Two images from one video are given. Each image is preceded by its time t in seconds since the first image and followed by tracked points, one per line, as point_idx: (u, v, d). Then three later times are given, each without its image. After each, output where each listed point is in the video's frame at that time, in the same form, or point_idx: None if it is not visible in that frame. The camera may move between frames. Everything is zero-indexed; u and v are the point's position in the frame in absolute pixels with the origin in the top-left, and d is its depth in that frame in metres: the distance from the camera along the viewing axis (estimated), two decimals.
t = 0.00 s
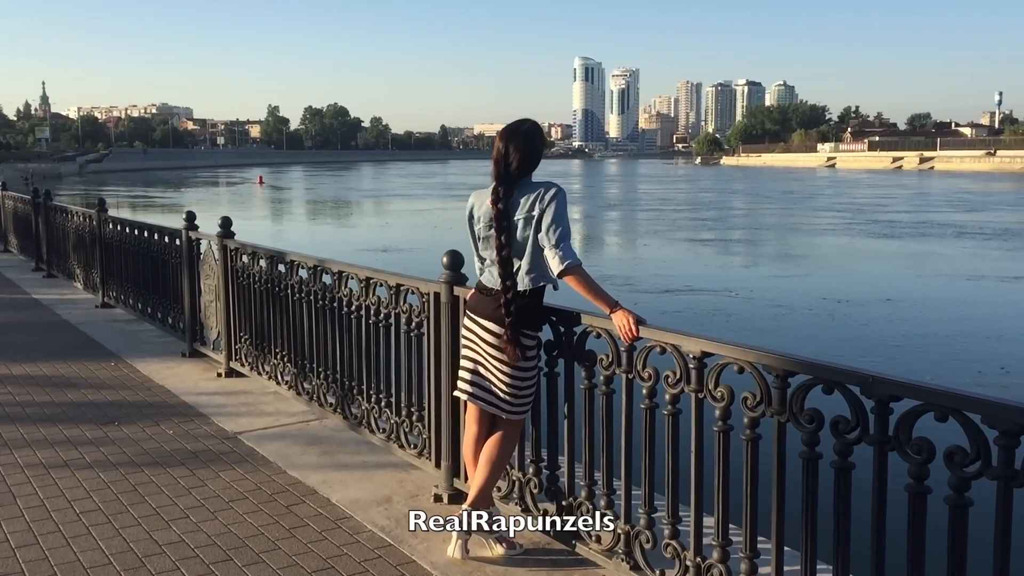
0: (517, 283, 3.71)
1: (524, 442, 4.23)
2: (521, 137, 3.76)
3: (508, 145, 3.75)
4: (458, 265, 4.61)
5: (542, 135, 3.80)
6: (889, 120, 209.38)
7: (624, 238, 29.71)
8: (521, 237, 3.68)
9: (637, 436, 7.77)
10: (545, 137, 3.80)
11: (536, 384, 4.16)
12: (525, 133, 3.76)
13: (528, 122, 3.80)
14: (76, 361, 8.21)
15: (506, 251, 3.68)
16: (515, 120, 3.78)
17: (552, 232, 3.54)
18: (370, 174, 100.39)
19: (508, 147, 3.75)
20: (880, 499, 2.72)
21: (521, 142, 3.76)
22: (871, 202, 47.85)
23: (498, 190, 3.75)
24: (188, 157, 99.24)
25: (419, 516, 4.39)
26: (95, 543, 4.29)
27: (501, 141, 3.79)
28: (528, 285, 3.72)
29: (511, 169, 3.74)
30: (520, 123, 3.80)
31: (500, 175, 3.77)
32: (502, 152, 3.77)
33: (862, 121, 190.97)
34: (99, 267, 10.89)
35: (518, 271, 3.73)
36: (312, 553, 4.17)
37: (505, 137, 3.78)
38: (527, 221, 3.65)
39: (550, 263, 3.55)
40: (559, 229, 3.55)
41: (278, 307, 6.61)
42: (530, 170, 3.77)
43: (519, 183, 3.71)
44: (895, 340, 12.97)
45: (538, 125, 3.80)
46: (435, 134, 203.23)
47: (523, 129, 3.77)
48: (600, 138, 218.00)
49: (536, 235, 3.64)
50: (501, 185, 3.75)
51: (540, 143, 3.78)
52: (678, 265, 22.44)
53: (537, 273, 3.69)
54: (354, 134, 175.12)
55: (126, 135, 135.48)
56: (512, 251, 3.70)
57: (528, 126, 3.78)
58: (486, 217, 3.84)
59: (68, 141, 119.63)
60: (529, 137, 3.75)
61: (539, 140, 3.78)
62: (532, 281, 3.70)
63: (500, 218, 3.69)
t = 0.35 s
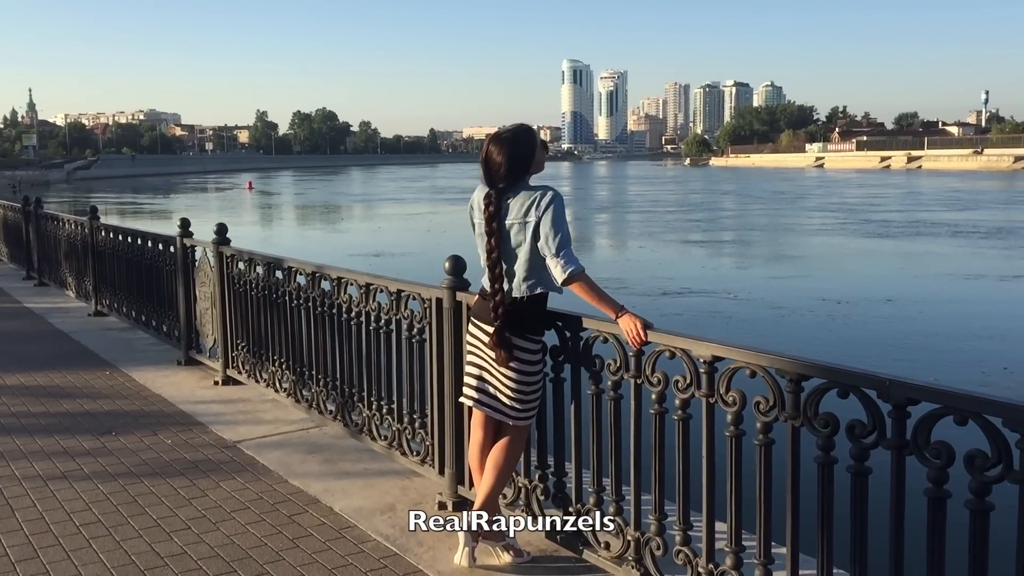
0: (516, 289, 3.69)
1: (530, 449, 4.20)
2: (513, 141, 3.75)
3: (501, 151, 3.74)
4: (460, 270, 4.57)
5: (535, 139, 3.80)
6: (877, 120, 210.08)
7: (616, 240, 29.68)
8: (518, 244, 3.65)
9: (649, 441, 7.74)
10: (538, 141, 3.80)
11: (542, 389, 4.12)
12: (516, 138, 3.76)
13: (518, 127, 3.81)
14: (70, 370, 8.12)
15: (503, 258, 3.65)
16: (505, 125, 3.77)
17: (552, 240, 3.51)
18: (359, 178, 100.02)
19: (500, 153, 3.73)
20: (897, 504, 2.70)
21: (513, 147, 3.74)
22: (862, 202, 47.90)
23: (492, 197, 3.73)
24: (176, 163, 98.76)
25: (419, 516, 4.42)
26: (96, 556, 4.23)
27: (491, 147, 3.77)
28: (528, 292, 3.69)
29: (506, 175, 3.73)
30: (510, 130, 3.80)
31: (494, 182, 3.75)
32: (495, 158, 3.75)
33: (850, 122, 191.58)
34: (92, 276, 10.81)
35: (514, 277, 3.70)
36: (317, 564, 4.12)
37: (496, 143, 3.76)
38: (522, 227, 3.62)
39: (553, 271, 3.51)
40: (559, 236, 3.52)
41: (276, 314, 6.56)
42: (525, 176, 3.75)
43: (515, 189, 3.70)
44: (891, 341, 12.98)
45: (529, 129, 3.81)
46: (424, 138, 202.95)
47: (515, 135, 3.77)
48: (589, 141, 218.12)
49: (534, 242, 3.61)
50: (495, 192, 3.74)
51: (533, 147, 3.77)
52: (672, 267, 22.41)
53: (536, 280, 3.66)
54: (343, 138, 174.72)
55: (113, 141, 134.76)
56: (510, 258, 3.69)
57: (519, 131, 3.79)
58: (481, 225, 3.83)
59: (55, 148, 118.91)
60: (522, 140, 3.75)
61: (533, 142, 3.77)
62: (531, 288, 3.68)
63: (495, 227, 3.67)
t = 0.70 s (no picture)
0: (513, 287, 3.67)
1: (528, 450, 4.17)
2: (511, 137, 3.72)
3: (498, 146, 3.71)
4: (457, 270, 4.53)
5: (533, 136, 3.76)
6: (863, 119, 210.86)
7: (605, 240, 29.68)
8: (515, 241, 3.63)
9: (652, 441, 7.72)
10: (537, 139, 3.77)
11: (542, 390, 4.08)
12: (514, 134, 3.73)
13: (517, 124, 3.77)
14: (59, 372, 8.05)
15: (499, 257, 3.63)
16: (502, 122, 3.74)
17: (553, 239, 3.48)
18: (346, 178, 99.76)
19: (499, 150, 3.70)
20: (906, 504, 2.67)
21: (511, 144, 3.71)
22: (850, 201, 48.03)
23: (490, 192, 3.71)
24: (162, 164, 98.29)
25: (419, 516, 4.41)
26: (90, 561, 4.17)
27: (489, 143, 3.75)
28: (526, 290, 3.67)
29: (504, 171, 3.70)
30: (508, 125, 3.77)
31: (492, 177, 3.72)
32: (492, 154, 3.73)
33: (836, 121, 192.28)
34: (80, 277, 10.71)
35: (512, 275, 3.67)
36: (315, 567, 4.07)
37: (495, 138, 3.73)
38: (520, 225, 3.60)
39: (554, 271, 3.48)
40: (559, 236, 3.49)
41: (268, 315, 6.51)
42: (523, 173, 3.72)
43: (512, 187, 3.67)
44: (882, 340, 13.01)
45: (528, 126, 3.77)
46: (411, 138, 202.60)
47: (512, 131, 3.74)
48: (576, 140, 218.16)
49: (531, 240, 3.58)
50: (492, 190, 3.71)
51: (532, 145, 3.74)
52: (662, 266, 22.43)
53: (535, 278, 3.63)
54: (330, 139, 174.28)
55: (98, 142, 133.98)
56: (506, 256, 3.67)
57: (516, 127, 3.76)
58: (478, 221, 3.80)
59: (39, 148, 118.12)
60: (519, 137, 3.72)
61: (531, 140, 3.74)
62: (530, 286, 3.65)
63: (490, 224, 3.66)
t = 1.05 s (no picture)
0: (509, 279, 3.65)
1: (522, 445, 4.15)
2: (503, 128, 3.68)
3: (489, 137, 3.68)
4: (449, 265, 4.50)
5: (525, 126, 3.72)
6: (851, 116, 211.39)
7: (593, 235, 29.68)
8: (507, 234, 3.61)
9: (645, 436, 7.71)
10: (530, 128, 3.71)
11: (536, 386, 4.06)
12: (507, 124, 3.69)
13: (509, 113, 3.73)
14: (46, 367, 7.97)
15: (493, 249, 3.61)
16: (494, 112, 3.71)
17: (551, 233, 3.46)
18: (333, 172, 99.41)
19: (488, 140, 3.68)
20: (902, 499, 2.67)
21: (504, 135, 3.68)
22: (839, 196, 48.15)
23: (482, 184, 3.70)
24: (148, 158, 97.68)
25: (419, 516, 4.35)
26: (79, 557, 4.13)
27: (481, 133, 3.72)
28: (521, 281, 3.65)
29: (495, 161, 3.68)
30: (500, 115, 3.73)
31: (484, 169, 3.70)
32: (482, 144, 3.71)
33: (824, 117, 192.74)
34: (66, 270, 10.62)
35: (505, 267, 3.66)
36: (306, 563, 4.04)
37: (486, 128, 3.71)
38: (512, 218, 3.57)
39: (554, 264, 3.45)
40: (556, 229, 3.46)
41: (257, 309, 6.47)
42: (517, 164, 3.69)
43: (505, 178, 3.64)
44: (870, 336, 13.05)
45: (521, 114, 3.72)
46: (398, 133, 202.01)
47: (503, 122, 3.70)
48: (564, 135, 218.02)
49: (525, 232, 3.56)
50: (485, 181, 3.69)
51: (523, 133, 3.69)
52: (651, 261, 22.45)
53: (529, 270, 3.62)
54: (317, 133, 173.65)
55: (82, 135, 133.04)
56: (499, 249, 3.65)
57: (509, 116, 3.72)
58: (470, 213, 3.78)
59: (23, 141, 117.21)
60: (512, 127, 3.68)
61: (522, 128, 3.69)
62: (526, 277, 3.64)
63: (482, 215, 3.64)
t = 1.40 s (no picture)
0: (500, 273, 3.64)
1: (514, 441, 4.13)
2: (497, 121, 3.66)
3: (482, 131, 3.66)
4: (440, 258, 4.48)
5: (520, 120, 3.70)
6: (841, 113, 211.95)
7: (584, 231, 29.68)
8: (498, 228, 3.60)
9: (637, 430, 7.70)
10: (526, 121, 3.69)
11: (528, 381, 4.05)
12: (502, 119, 3.67)
13: (506, 108, 3.72)
14: (34, 360, 7.92)
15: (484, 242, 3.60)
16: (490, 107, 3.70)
17: (544, 227, 3.44)
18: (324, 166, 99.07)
19: (482, 134, 3.66)
20: (895, 495, 2.66)
21: (499, 129, 3.66)
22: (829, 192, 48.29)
23: (475, 178, 3.68)
24: (138, 151, 97.21)
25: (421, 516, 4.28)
26: (67, 551, 4.11)
27: (476, 127, 3.70)
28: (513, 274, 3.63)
29: (489, 155, 3.66)
30: (497, 109, 3.71)
31: (477, 163, 3.68)
32: (477, 138, 3.68)
33: (814, 114, 193.20)
34: (54, 263, 10.55)
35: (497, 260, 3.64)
36: (294, 558, 4.02)
37: (480, 121, 3.69)
38: (505, 211, 3.55)
39: (549, 257, 3.43)
40: (549, 223, 3.45)
41: (247, 302, 6.43)
42: (512, 157, 3.65)
43: (499, 172, 3.62)
44: (859, 333, 13.08)
45: (516, 109, 3.70)
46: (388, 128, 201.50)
47: (498, 116, 3.68)
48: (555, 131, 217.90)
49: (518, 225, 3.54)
50: (478, 174, 3.67)
51: (518, 128, 3.67)
52: (641, 257, 22.48)
53: (521, 263, 3.59)
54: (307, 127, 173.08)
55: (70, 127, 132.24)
56: (491, 242, 3.63)
57: (506, 112, 3.70)
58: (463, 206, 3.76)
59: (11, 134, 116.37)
60: (507, 121, 3.66)
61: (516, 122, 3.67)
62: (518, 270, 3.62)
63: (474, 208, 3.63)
